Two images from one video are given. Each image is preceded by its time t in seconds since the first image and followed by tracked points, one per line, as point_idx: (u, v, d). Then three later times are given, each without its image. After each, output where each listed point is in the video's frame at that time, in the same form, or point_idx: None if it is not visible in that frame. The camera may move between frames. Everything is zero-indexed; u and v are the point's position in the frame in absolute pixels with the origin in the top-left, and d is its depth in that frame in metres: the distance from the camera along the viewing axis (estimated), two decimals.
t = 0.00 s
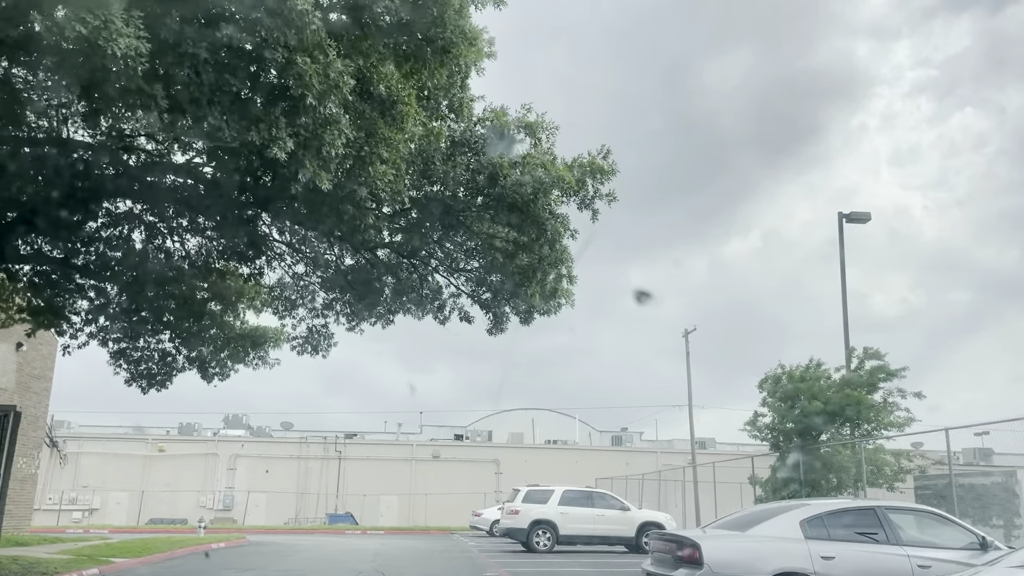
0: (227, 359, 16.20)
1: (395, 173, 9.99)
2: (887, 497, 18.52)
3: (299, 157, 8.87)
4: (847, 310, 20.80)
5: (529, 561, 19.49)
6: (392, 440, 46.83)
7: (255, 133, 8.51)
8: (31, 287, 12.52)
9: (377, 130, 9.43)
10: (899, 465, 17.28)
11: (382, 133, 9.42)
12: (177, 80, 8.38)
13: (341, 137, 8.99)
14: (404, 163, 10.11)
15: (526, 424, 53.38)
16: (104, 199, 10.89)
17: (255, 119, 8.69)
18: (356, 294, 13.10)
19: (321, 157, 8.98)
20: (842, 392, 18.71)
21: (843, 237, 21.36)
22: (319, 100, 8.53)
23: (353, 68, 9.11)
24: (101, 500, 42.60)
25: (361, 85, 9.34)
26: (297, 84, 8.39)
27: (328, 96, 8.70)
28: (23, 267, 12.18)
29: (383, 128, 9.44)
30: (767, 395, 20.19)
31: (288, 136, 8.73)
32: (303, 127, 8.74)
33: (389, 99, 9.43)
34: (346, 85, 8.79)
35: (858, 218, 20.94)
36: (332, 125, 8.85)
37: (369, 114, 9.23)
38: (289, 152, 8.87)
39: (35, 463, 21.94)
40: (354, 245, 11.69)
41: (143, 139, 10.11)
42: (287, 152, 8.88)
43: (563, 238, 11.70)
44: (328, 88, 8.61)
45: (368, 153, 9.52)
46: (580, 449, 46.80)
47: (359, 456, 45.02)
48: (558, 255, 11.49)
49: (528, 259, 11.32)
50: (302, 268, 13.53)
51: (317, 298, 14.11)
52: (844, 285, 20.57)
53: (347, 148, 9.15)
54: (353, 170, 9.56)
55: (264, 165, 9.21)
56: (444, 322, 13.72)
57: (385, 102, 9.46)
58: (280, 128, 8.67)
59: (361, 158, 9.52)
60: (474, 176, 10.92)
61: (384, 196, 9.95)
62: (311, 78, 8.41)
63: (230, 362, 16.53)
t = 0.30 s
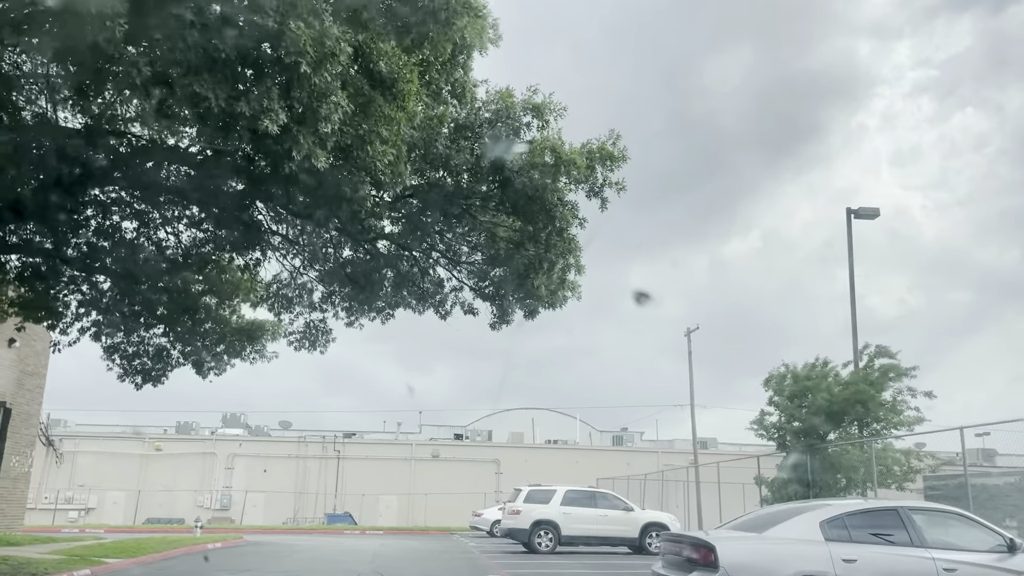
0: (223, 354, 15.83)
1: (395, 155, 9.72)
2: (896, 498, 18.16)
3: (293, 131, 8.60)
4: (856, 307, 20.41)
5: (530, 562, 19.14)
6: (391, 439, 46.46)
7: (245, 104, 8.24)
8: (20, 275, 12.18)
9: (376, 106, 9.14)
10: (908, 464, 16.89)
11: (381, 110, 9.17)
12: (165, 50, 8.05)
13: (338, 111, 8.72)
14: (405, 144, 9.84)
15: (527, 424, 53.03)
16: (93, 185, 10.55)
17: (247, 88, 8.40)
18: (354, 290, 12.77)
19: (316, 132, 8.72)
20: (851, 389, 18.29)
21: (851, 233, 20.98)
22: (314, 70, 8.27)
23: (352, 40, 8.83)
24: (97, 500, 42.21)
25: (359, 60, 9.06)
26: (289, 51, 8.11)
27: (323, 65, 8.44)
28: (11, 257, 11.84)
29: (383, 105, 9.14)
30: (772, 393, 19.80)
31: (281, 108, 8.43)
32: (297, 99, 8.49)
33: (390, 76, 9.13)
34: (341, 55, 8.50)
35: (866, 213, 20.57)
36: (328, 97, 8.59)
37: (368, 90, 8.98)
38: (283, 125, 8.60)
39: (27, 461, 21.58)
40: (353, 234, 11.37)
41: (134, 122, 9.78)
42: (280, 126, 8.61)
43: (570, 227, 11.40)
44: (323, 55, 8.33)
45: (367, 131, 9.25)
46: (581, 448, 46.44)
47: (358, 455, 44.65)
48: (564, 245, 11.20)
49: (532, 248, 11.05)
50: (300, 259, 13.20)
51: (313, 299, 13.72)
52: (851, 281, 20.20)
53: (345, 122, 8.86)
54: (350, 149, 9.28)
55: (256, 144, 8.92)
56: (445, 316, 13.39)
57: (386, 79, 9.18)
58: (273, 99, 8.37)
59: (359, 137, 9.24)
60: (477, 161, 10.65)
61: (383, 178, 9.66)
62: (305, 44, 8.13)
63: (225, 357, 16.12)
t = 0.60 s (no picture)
0: (219, 349, 15.45)
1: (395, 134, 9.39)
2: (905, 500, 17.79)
3: (286, 104, 8.23)
4: (864, 305, 20.08)
5: (532, 563, 18.77)
6: (391, 438, 46.10)
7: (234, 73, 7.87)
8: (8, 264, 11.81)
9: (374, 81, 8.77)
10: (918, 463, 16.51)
11: (381, 86, 8.81)
12: (151, 17, 7.68)
13: (333, 83, 8.35)
14: (405, 124, 9.51)
15: (528, 424, 52.70)
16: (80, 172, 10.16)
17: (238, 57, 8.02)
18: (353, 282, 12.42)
19: (310, 104, 8.37)
20: (859, 388, 17.92)
21: (859, 229, 20.64)
22: (308, 38, 7.91)
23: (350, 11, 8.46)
24: (94, 499, 41.84)
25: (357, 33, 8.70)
26: (279, 13, 7.71)
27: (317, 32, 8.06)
28: None
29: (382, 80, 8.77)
30: (779, 392, 19.45)
31: (272, 78, 8.05)
32: (290, 69, 8.13)
33: (390, 49, 8.75)
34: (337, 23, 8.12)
35: (874, 209, 20.23)
36: (323, 68, 8.24)
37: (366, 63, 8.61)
38: (276, 96, 8.25)
39: (21, 460, 21.25)
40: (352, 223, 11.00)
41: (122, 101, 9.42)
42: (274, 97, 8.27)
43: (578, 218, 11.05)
44: (318, 22, 7.95)
45: (366, 107, 8.91)
46: (583, 448, 46.07)
47: (357, 454, 44.30)
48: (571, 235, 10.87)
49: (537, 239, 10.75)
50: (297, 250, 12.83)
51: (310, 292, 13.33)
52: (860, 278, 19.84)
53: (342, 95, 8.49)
54: (348, 126, 8.94)
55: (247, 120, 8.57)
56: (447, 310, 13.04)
57: (385, 53, 8.80)
58: (265, 68, 7.99)
59: (358, 113, 8.90)
60: (480, 144, 10.29)
61: (382, 158, 9.32)
62: (297, 9, 7.74)
63: (222, 352, 15.74)
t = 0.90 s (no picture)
0: (214, 344, 15.00)
1: (394, 108, 9.03)
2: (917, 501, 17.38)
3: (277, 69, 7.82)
4: (875, 302, 19.65)
5: (534, 564, 18.33)
6: (390, 437, 45.67)
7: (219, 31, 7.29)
8: None
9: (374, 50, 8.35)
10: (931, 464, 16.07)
11: (380, 56, 8.39)
12: None
13: (329, 48, 7.93)
14: (407, 100, 9.16)
15: (529, 423, 52.28)
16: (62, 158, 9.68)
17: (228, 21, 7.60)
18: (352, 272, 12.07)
19: (303, 70, 7.99)
20: (872, 386, 17.48)
21: (870, 223, 20.20)
22: None
23: None
24: (90, 498, 41.39)
25: None
26: None
27: None
28: None
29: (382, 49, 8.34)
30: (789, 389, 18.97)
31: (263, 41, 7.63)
32: (281, 32, 7.70)
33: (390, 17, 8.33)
34: None
35: (885, 203, 19.78)
36: (318, 32, 7.81)
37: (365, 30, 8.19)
38: (265, 58, 7.89)
39: (12, 458, 20.81)
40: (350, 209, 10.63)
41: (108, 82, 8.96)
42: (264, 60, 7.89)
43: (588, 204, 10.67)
44: None
45: (365, 78, 8.53)
46: (584, 448, 45.63)
47: (357, 453, 43.87)
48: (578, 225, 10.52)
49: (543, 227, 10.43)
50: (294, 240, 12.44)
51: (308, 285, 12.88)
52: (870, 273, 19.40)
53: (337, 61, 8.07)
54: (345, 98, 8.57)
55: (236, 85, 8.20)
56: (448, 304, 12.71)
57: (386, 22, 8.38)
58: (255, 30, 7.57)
59: (355, 84, 8.49)
60: (485, 123, 9.86)
61: (382, 135, 8.93)
62: None
63: (217, 347, 15.28)
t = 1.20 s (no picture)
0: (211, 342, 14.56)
1: (395, 84, 8.69)
2: (930, 503, 16.98)
3: (270, 31, 7.48)
4: (886, 300, 19.22)
5: (537, 568, 17.87)
6: (390, 438, 45.22)
7: None
8: None
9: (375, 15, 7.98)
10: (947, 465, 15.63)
11: (382, 23, 8.02)
12: None
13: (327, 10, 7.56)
14: (409, 78, 8.83)
15: (529, 423, 51.83)
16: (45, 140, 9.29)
17: None
18: (350, 265, 11.72)
19: (297, 36, 7.61)
20: (884, 385, 17.03)
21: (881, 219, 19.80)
22: None
23: None
24: (87, 498, 40.93)
25: None
26: None
27: None
28: None
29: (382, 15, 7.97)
30: (798, 388, 18.34)
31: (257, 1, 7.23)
32: None
33: None
34: None
35: (897, 198, 19.37)
36: None
37: None
38: (256, 21, 7.50)
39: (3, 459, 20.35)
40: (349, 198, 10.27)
41: (94, 63, 8.55)
42: (253, 24, 7.53)
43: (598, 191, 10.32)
44: None
45: (365, 48, 8.15)
46: (586, 448, 45.23)
47: (356, 453, 43.43)
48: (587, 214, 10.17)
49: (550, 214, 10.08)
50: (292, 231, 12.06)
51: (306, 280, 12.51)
52: (882, 270, 18.97)
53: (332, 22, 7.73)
54: (343, 71, 8.22)
55: (225, 54, 7.85)
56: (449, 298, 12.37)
57: None
58: None
59: (355, 52, 8.12)
60: (493, 100, 9.50)
61: (382, 112, 8.59)
62: None
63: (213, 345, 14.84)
